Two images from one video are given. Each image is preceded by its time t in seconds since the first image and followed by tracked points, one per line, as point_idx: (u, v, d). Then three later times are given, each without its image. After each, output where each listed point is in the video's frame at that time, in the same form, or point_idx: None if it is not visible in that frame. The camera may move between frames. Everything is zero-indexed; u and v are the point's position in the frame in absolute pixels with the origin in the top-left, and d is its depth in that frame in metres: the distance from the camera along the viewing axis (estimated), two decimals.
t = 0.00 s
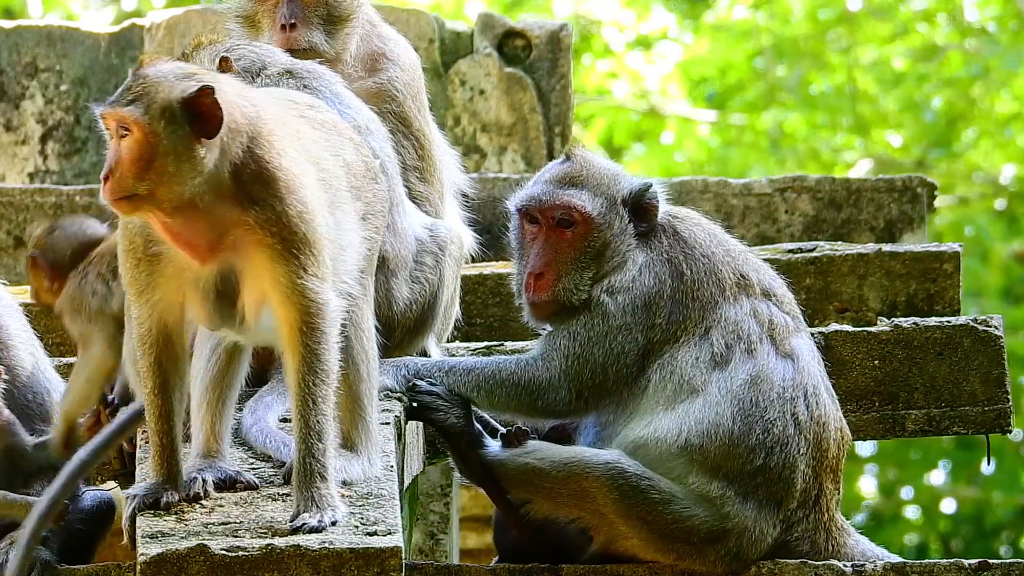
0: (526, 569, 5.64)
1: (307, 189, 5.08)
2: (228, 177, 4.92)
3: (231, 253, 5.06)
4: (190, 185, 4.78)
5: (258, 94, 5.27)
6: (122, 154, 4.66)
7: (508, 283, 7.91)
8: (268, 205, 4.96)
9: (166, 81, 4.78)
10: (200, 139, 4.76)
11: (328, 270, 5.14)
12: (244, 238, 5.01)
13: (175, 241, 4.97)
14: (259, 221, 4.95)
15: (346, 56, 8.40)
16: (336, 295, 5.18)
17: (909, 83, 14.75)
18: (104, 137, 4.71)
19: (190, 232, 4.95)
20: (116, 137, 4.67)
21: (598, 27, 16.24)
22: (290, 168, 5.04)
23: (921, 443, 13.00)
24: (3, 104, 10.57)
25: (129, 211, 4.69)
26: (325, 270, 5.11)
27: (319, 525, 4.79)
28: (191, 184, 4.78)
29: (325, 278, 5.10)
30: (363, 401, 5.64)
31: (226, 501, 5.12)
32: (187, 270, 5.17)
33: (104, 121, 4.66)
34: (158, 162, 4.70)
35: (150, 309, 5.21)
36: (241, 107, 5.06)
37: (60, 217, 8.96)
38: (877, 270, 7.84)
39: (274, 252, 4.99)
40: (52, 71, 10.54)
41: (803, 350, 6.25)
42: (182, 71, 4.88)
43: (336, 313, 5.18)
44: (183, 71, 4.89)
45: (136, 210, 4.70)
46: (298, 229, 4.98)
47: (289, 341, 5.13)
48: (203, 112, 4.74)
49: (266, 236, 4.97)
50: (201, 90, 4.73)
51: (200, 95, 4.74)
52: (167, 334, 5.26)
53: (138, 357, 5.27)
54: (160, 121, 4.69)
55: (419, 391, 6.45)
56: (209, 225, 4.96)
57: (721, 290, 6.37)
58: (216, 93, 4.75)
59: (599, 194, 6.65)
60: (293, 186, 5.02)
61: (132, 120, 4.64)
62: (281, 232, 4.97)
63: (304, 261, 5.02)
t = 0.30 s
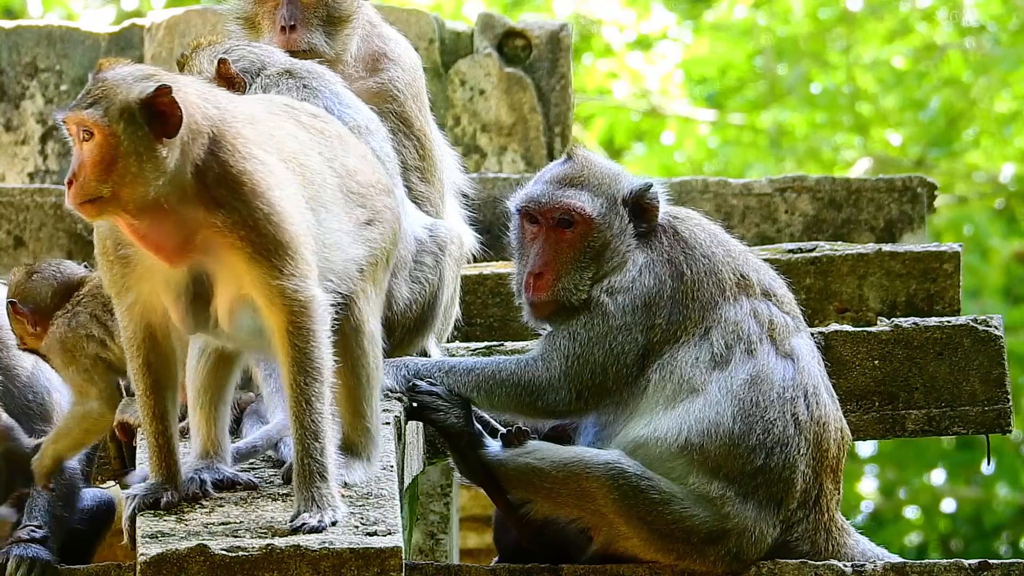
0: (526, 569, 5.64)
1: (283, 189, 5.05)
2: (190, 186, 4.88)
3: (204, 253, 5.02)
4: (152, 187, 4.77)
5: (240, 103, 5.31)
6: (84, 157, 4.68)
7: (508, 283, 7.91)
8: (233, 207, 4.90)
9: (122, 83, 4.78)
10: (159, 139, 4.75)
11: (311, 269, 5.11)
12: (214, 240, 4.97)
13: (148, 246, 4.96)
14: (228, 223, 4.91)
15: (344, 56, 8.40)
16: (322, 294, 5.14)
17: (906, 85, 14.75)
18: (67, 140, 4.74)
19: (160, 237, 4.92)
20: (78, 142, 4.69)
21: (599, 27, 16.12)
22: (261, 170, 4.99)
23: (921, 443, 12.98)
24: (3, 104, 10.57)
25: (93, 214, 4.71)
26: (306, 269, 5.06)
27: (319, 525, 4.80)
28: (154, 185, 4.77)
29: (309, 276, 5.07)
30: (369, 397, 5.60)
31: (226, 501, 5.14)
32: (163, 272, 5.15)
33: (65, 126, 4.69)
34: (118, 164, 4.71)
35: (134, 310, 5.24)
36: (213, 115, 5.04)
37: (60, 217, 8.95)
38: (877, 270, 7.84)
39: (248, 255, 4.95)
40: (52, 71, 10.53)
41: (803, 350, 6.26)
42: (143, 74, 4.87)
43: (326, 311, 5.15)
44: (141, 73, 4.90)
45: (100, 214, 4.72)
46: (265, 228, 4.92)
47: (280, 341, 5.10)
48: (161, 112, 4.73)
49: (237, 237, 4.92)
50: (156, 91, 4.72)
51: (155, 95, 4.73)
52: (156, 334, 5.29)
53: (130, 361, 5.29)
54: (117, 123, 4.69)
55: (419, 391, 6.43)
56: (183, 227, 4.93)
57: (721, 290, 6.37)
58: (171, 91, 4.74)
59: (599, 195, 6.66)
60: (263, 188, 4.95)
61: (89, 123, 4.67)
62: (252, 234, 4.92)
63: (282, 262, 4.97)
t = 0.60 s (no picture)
0: (527, 569, 5.65)
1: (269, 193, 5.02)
2: (176, 170, 4.95)
3: (191, 251, 5.04)
4: (143, 160, 4.91)
5: (254, 112, 5.29)
6: (82, 126, 4.86)
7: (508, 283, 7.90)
8: (212, 204, 4.95)
9: (121, 59, 4.97)
10: (156, 114, 4.93)
11: (303, 271, 5.09)
12: (197, 235, 5.00)
13: (135, 234, 5.03)
14: (210, 219, 4.95)
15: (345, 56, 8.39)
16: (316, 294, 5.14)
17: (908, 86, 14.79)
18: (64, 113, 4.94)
19: (146, 225, 4.99)
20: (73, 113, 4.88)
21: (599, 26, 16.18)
22: (246, 171, 5.00)
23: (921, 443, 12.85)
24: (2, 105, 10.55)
25: (87, 183, 4.88)
26: (299, 272, 5.07)
27: (319, 525, 4.82)
28: (144, 159, 4.91)
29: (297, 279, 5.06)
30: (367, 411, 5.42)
31: (226, 501, 5.15)
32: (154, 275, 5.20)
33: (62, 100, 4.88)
34: (112, 134, 4.88)
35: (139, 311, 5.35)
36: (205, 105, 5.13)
37: (60, 217, 8.95)
38: (877, 270, 7.84)
39: (231, 254, 4.97)
40: (52, 71, 10.52)
41: (803, 350, 6.25)
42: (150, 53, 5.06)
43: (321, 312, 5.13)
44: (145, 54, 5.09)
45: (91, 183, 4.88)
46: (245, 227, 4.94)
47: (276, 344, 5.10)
48: (161, 87, 4.93)
49: (220, 234, 4.95)
50: (157, 66, 4.93)
51: (158, 69, 4.93)
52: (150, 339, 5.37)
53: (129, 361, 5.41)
54: (113, 94, 4.88)
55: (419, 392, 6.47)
56: (170, 224, 4.98)
57: (721, 291, 6.37)
58: (173, 69, 4.95)
59: (599, 194, 6.67)
60: (247, 189, 4.98)
61: (89, 93, 4.85)
62: (235, 233, 4.94)
63: (276, 262, 5.00)
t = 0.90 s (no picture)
0: (526, 569, 5.65)
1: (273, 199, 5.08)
2: (210, 155, 5.15)
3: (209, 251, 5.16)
4: (179, 145, 5.14)
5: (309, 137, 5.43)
6: (130, 113, 5.14)
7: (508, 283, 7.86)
8: (223, 198, 5.05)
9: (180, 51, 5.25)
10: (203, 106, 5.18)
11: (300, 272, 5.08)
12: (211, 232, 5.09)
13: (166, 226, 5.19)
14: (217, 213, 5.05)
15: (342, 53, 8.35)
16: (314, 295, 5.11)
17: (910, 86, 14.84)
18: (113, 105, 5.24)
19: (178, 217, 5.16)
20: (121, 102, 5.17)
21: (598, 27, 16.07)
22: (268, 178, 5.11)
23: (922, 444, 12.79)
24: (2, 105, 10.53)
25: (128, 169, 5.14)
26: (305, 278, 5.10)
27: (320, 525, 4.82)
28: (179, 144, 5.14)
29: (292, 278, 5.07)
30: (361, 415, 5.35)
31: (226, 501, 5.15)
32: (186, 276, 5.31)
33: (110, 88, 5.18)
34: (157, 120, 5.14)
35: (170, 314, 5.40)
36: (250, 107, 5.32)
37: (60, 217, 8.96)
38: (877, 270, 7.84)
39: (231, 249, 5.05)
40: (52, 71, 10.52)
41: (803, 351, 6.26)
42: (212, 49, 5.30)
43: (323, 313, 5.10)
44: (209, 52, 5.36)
45: (133, 169, 5.14)
46: (250, 227, 5.01)
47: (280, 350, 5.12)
48: (209, 80, 5.18)
49: (225, 227, 5.03)
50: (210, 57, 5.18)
51: (209, 63, 5.18)
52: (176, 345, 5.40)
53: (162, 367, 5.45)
54: (162, 82, 5.15)
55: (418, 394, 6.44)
56: (193, 219, 5.14)
57: (721, 291, 6.37)
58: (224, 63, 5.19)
59: (602, 188, 6.68)
60: (263, 190, 5.07)
61: (137, 79, 5.13)
62: (242, 230, 5.02)
63: (274, 266, 5.03)
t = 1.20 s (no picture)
0: (526, 569, 5.65)
1: (314, 187, 5.19)
2: (267, 145, 5.27)
3: (248, 237, 5.24)
4: (248, 135, 5.24)
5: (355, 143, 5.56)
6: (206, 97, 5.20)
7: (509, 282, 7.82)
8: (280, 180, 5.17)
9: (250, 46, 5.36)
10: (280, 101, 5.31)
11: (336, 251, 5.15)
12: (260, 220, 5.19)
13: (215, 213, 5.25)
14: (263, 194, 5.17)
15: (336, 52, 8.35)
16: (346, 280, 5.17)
17: (913, 82, 14.93)
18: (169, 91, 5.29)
19: (228, 205, 5.23)
20: (181, 86, 5.21)
21: (599, 25, 16.08)
22: (326, 172, 5.24)
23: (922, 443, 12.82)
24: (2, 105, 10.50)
25: (195, 149, 5.22)
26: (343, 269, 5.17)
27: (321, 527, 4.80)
28: (249, 135, 5.24)
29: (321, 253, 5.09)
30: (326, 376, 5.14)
31: (226, 501, 5.13)
32: (222, 270, 5.35)
33: (172, 71, 5.21)
34: (231, 106, 5.22)
35: (192, 309, 5.36)
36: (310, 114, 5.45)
37: (60, 217, 8.96)
38: (877, 270, 7.84)
39: (274, 231, 5.15)
40: (52, 71, 10.50)
41: (803, 351, 6.26)
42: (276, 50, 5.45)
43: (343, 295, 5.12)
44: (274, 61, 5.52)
45: (201, 152, 5.23)
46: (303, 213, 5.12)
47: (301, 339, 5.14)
48: (283, 78, 5.35)
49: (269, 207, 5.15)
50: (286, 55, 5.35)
51: (284, 61, 5.36)
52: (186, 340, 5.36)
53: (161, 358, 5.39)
54: (244, 70, 5.26)
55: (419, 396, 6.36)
56: (238, 205, 5.23)
57: (721, 291, 6.37)
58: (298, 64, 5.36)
59: (602, 183, 6.68)
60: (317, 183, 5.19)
61: (219, 63, 5.21)
62: (286, 210, 5.13)
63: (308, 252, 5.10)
